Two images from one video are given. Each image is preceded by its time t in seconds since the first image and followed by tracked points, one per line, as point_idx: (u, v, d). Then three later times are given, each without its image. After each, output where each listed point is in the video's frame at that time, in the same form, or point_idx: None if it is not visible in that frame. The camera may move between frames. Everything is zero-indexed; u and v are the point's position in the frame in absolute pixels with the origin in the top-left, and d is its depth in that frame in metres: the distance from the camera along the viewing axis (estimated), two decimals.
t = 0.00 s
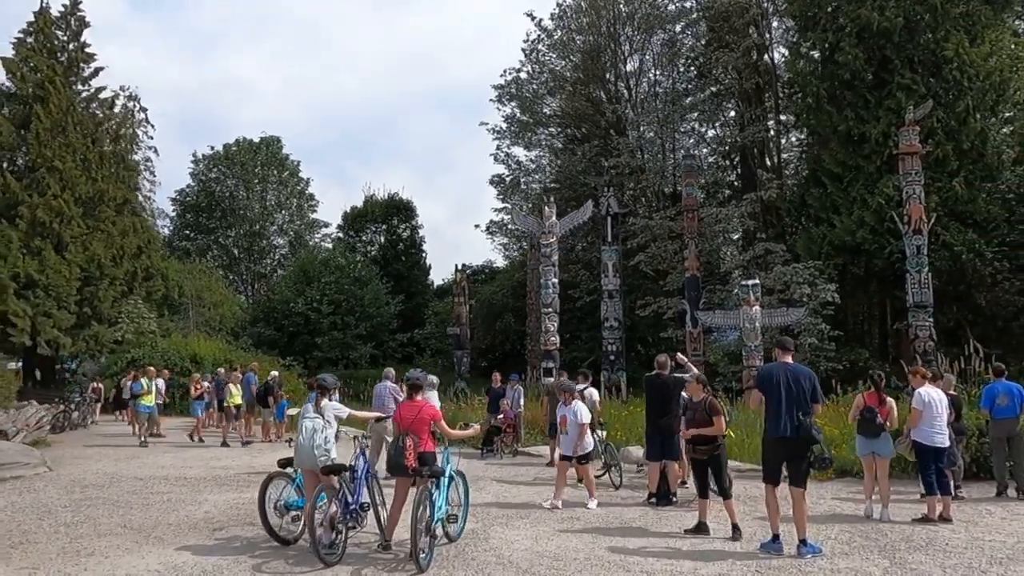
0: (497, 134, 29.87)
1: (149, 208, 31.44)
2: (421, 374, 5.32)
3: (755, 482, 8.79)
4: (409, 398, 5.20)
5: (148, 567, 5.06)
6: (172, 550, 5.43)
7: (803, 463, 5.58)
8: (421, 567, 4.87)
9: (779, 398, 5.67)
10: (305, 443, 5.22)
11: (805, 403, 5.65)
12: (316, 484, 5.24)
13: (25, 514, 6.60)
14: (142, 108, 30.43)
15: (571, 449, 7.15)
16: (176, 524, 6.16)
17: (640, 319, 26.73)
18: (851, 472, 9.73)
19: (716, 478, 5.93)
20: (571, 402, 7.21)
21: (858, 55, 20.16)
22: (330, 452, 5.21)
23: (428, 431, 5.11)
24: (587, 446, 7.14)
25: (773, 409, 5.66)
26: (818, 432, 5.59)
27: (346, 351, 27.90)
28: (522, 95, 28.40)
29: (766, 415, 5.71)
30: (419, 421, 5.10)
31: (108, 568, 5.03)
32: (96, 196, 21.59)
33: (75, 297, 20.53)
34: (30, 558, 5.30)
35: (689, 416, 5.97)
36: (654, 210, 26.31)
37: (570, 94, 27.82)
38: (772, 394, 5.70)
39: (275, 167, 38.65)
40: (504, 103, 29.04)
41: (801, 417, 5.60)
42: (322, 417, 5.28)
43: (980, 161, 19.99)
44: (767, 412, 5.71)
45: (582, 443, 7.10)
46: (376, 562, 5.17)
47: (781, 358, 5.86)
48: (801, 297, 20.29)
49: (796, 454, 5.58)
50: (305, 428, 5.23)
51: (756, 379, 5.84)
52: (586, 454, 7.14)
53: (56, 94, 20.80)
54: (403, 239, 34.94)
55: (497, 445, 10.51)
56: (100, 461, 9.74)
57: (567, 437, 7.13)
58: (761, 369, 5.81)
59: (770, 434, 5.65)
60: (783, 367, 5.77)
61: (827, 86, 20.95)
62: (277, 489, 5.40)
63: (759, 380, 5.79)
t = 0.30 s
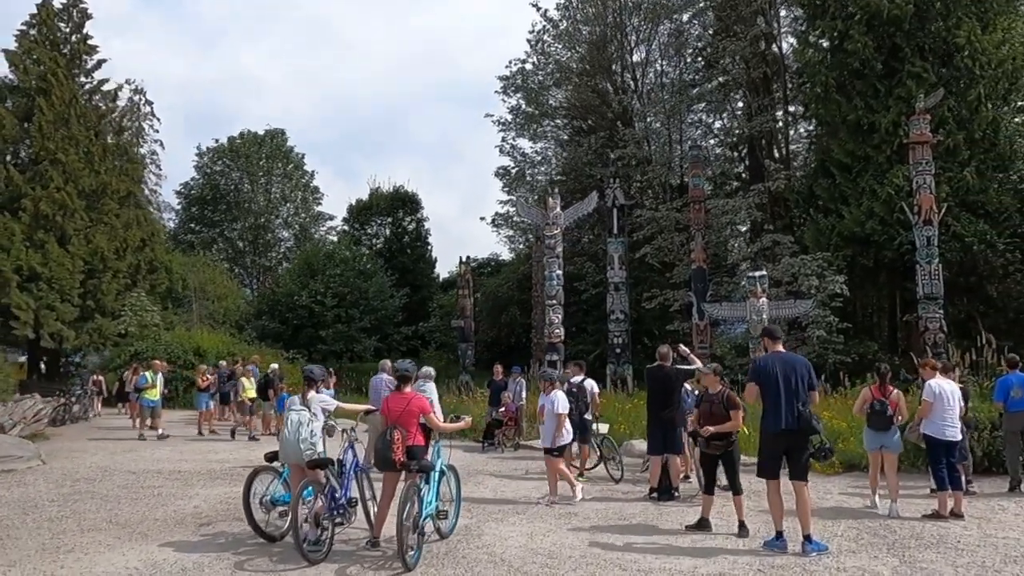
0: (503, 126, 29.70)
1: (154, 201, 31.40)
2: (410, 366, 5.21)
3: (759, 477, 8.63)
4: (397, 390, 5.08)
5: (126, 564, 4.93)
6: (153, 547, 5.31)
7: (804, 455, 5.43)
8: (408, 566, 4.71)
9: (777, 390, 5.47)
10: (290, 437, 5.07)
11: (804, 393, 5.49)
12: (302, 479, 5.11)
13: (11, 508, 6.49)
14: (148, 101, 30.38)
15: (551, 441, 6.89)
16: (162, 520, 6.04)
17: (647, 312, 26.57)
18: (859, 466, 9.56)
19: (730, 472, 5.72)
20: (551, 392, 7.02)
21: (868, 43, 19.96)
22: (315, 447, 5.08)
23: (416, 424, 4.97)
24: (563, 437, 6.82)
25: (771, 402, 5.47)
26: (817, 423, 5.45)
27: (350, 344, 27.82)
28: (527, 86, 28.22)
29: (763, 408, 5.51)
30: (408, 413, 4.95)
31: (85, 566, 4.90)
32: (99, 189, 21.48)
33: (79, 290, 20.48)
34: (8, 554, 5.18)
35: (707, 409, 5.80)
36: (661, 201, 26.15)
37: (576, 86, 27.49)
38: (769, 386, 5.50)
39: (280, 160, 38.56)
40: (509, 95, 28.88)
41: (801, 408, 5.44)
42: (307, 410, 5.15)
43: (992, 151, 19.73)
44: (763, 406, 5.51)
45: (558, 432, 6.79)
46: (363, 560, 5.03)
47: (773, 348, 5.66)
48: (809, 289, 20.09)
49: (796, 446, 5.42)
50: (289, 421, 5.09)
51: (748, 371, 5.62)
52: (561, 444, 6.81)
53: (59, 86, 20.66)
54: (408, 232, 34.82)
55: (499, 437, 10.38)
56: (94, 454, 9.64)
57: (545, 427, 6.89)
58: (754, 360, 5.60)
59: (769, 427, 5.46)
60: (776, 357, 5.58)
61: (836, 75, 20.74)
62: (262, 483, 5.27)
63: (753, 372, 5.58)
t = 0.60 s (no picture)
0: (510, 118, 29.51)
1: (161, 197, 31.36)
2: (407, 361, 5.03)
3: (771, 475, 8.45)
4: (393, 387, 4.92)
5: (111, 570, 4.78)
6: (142, 551, 5.17)
7: (816, 452, 5.22)
8: (406, 572, 4.54)
9: (786, 386, 5.27)
10: (283, 437, 4.93)
11: (813, 388, 5.29)
12: (295, 479, 5.00)
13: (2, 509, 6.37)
14: (154, 96, 30.32)
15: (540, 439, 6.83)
16: (153, 522, 5.91)
17: (656, 306, 26.39)
18: (874, 463, 9.33)
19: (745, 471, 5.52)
20: (540, 390, 6.98)
21: (880, 31, 19.78)
22: (309, 446, 4.93)
23: (412, 423, 4.82)
24: (552, 435, 6.73)
25: (780, 399, 5.26)
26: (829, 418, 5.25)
27: (357, 339, 27.71)
28: (534, 78, 28.10)
29: (772, 404, 5.30)
30: (403, 411, 4.80)
31: (68, 571, 4.76)
32: (104, 184, 21.39)
33: (84, 286, 20.40)
34: None
35: (728, 405, 5.60)
36: (670, 194, 25.97)
37: (583, 78, 27.30)
38: (778, 382, 5.29)
39: (286, 155, 38.46)
40: (516, 87, 28.73)
41: (812, 404, 5.24)
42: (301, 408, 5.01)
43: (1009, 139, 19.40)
44: (772, 403, 5.30)
45: (546, 429, 6.71)
46: (356, 565, 4.89)
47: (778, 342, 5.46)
48: (822, 282, 19.85)
49: (807, 444, 5.22)
50: (282, 420, 4.95)
51: (755, 367, 5.41)
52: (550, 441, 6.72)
53: (63, 80, 20.59)
54: (415, 226, 34.68)
55: (504, 434, 10.20)
56: (94, 452, 9.54)
57: (534, 424, 6.83)
58: (761, 356, 5.39)
59: (781, 425, 5.25)
60: (783, 351, 5.37)
61: (848, 64, 20.53)
62: (254, 482, 5.16)
63: (760, 367, 5.36)
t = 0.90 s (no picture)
0: (519, 109, 29.32)
1: (171, 191, 31.35)
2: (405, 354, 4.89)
3: (784, 469, 8.29)
4: (393, 380, 4.78)
5: (104, 570, 4.68)
6: (136, 549, 5.06)
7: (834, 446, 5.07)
8: (406, 572, 4.42)
9: (808, 377, 5.08)
10: (280, 433, 4.86)
11: (831, 379, 5.14)
12: (293, 476, 4.95)
13: None
14: (161, 90, 30.26)
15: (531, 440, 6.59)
16: (151, 519, 5.81)
17: (666, 298, 26.20)
18: (891, 457, 9.17)
19: (757, 468, 5.37)
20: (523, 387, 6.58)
21: (894, 17, 19.51)
22: (306, 442, 4.86)
23: (413, 417, 4.70)
24: (535, 437, 6.45)
25: (801, 389, 5.06)
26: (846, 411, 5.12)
27: (366, 332, 27.65)
28: (542, 68, 27.90)
29: (792, 395, 5.08)
30: (404, 405, 4.68)
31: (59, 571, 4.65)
32: (112, 178, 21.34)
33: (92, 280, 20.37)
34: None
35: (742, 397, 5.39)
36: (680, 184, 25.81)
37: (592, 68, 27.07)
38: (798, 372, 5.09)
39: (294, 147, 38.40)
40: (524, 78, 28.55)
41: (833, 396, 5.08)
42: (298, 402, 4.92)
43: None
44: (792, 394, 5.08)
45: (528, 433, 6.42)
46: (355, 565, 4.77)
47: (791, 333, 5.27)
48: (834, 272, 19.63)
49: (824, 439, 5.05)
50: (278, 414, 4.87)
51: (771, 357, 5.17)
52: (537, 439, 6.44)
53: (69, 74, 20.57)
54: (424, 219, 34.55)
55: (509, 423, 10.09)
56: (97, 446, 9.47)
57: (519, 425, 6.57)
58: (778, 345, 5.16)
59: (801, 418, 5.04)
60: (800, 342, 5.18)
61: (861, 51, 20.29)
62: (251, 478, 5.09)
63: (779, 357, 5.13)
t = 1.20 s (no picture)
0: (509, 110, 29.19)
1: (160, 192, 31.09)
2: (379, 355, 4.76)
3: (775, 472, 8.16)
4: (367, 382, 4.64)
5: None
6: (99, 561, 4.89)
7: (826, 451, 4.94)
8: None
9: (806, 377, 4.93)
10: (248, 438, 4.78)
11: (826, 381, 5.02)
12: (262, 482, 4.86)
13: None
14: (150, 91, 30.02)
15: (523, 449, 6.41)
16: (118, 527, 5.64)
17: (658, 299, 26.10)
18: (885, 458, 9.06)
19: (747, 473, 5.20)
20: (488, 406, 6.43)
21: (886, 17, 19.46)
22: (276, 448, 4.79)
23: (388, 421, 4.56)
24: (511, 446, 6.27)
25: (798, 389, 4.91)
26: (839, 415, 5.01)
27: (355, 334, 27.45)
28: (533, 69, 27.75)
29: (789, 394, 4.92)
30: (377, 408, 4.54)
31: None
32: (98, 178, 21.12)
33: (77, 282, 20.11)
34: None
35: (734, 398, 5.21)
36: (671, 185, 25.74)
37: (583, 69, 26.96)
38: (797, 370, 4.94)
39: (284, 148, 38.21)
40: (515, 78, 28.40)
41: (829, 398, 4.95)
42: (267, 406, 4.87)
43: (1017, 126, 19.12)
44: (789, 392, 4.92)
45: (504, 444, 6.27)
46: None
47: (789, 330, 5.12)
48: (827, 273, 19.54)
49: (819, 441, 4.90)
50: (246, 417, 4.81)
51: (769, 352, 4.99)
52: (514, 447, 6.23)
53: (54, 73, 20.36)
54: (415, 220, 34.35)
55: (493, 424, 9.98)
56: (73, 451, 9.28)
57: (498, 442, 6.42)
58: (777, 341, 4.99)
59: (797, 419, 4.88)
60: (798, 339, 5.03)
61: (853, 51, 20.25)
62: (219, 485, 4.99)
63: (778, 353, 4.96)
